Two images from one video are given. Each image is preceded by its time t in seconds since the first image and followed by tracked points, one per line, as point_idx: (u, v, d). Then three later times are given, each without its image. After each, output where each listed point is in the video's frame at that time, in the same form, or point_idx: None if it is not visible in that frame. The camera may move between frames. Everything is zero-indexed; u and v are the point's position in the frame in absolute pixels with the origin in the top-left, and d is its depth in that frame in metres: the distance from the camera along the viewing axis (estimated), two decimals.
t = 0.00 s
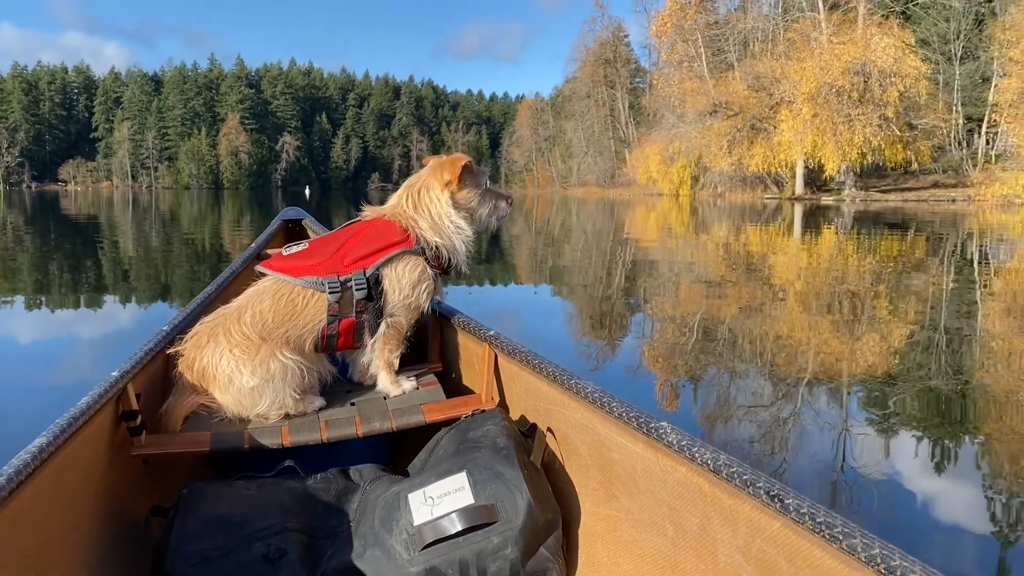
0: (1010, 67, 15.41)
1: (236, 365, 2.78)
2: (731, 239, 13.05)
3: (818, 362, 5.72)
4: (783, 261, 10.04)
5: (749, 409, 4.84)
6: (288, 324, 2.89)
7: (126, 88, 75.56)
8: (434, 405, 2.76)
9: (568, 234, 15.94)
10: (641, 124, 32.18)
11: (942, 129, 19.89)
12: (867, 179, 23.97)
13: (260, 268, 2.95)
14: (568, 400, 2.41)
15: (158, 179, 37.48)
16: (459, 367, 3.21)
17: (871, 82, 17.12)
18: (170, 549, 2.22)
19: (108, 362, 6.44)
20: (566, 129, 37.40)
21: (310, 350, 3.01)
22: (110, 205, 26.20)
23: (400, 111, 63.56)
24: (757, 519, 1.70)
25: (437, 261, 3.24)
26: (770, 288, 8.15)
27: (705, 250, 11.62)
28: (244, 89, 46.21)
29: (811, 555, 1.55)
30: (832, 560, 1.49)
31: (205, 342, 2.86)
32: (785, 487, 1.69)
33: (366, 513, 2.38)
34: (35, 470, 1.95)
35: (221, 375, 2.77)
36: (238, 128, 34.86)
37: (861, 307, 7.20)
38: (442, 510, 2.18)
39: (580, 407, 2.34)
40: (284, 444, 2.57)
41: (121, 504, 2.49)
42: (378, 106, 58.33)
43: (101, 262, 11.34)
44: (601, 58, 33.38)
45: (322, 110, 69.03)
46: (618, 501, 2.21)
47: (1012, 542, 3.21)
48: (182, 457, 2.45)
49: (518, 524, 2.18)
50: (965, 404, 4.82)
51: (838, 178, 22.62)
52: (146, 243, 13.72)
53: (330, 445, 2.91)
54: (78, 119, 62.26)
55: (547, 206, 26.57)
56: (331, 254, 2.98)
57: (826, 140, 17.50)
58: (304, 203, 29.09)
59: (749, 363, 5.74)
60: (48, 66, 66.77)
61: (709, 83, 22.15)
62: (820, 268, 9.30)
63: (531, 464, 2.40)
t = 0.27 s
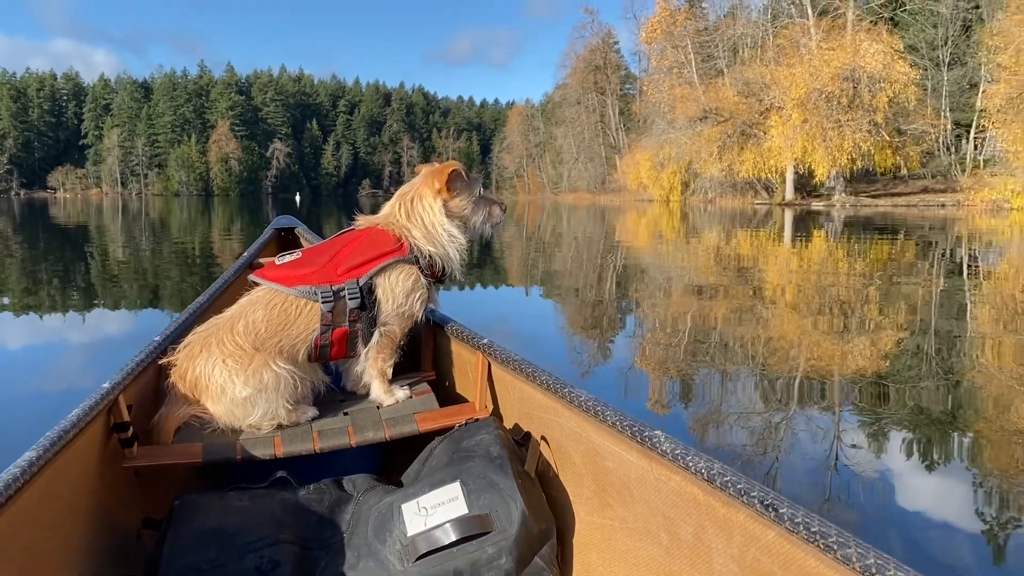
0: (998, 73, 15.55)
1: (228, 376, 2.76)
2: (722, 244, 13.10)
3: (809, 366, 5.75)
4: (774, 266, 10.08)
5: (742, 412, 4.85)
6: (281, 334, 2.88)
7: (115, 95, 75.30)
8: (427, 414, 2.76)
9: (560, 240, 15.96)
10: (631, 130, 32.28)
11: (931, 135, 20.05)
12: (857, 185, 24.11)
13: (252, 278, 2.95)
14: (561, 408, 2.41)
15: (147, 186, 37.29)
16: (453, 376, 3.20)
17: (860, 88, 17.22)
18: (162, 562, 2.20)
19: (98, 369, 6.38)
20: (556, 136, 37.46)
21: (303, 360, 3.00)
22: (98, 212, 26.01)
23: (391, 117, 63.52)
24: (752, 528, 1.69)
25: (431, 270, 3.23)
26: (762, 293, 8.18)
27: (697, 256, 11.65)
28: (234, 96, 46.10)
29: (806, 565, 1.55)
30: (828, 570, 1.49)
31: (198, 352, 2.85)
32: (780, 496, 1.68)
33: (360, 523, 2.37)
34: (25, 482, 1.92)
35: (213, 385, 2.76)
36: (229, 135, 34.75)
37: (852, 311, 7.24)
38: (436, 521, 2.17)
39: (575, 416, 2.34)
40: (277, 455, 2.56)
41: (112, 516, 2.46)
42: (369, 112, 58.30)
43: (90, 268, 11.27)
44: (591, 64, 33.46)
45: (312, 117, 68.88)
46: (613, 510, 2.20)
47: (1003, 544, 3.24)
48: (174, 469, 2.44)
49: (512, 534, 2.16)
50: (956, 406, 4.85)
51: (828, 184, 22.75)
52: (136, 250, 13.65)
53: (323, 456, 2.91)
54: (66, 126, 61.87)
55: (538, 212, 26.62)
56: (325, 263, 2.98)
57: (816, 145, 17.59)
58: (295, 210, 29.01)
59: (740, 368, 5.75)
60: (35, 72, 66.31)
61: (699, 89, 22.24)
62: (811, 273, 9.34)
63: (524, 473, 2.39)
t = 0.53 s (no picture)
0: (984, 78, 15.68)
1: (214, 388, 2.74)
2: (712, 250, 13.14)
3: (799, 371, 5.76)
4: (764, 271, 10.12)
5: (731, 416, 4.85)
6: (267, 345, 2.86)
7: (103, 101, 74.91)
8: (416, 424, 2.75)
9: (549, 246, 15.97)
10: (621, 136, 32.36)
11: (918, 140, 20.20)
12: (845, 190, 24.25)
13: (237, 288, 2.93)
14: (551, 418, 2.40)
15: (135, 192, 37.08)
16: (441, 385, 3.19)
17: (848, 94, 17.33)
18: None
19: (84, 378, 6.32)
20: (545, 141, 37.51)
21: (290, 371, 2.98)
22: (85, 219, 25.82)
23: (381, 123, 63.45)
24: (741, 541, 1.68)
25: (418, 279, 3.23)
26: (751, 299, 8.21)
27: (687, 261, 11.68)
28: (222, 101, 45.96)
29: None
30: None
31: (184, 364, 2.83)
32: (769, 508, 1.66)
33: (348, 535, 2.36)
34: (9, 497, 1.89)
35: (199, 397, 2.74)
36: (217, 141, 34.61)
37: (841, 316, 7.27)
38: (425, 534, 2.16)
39: (564, 426, 2.32)
40: (264, 466, 2.54)
41: (97, 530, 2.43)
42: (358, 118, 58.27)
43: (77, 275, 11.19)
44: (580, 70, 33.54)
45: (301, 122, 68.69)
46: (603, 521, 2.19)
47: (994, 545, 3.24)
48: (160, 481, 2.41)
49: (502, 546, 2.14)
50: (944, 409, 4.87)
51: (816, 189, 22.87)
52: (124, 256, 13.57)
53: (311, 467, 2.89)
54: (53, 132, 61.45)
55: (528, 218, 26.65)
56: (310, 273, 2.97)
57: (804, 151, 17.69)
58: (285, 216, 28.91)
59: (730, 372, 5.76)
60: (22, 78, 65.83)
61: (687, 95, 22.32)
62: (800, 278, 9.38)
63: (514, 484, 2.38)
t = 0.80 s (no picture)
0: (970, 85, 15.82)
1: (200, 398, 2.72)
2: (699, 255, 13.18)
3: (787, 376, 5.78)
4: (751, 277, 10.16)
5: (720, 422, 4.86)
6: (254, 355, 2.85)
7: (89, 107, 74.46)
8: (404, 435, 2.74)
9: (537, 251, 15.98)
10: (609, 142, 32.45)
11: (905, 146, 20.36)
12: (832, 196, 24.40)
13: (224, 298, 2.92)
14: (539, 428, 2.40)
15: (121, 198, 36.83)
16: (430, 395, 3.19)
17: (835, 100, 17.44)
18: None
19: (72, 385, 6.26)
20: (534, 147, 37.56)
21: (277, 381, 2.97)
22: (70, 225, 25.62)
23: (370, 128, 63.34)
24: (728, 552, 1.67)
25: (407, 288, 3.22)
26: (739, 304, 8.24)
27: (675, 266, 11.72)
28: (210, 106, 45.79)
29: None
30: None
31: (170, 374, 2.81)
32: (755, 521, 1.65)
33: (335, 547, 2.34)
34: None
35: (185, 408, 2.73)
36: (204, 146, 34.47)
37: (829, 322, 7.30)
38: (411, 545, 2.14)
39: (553, 436, 2.32)
40: (251, 477, 2.53)
41: (82, 543, 2.40)
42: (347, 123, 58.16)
43: (61, 282, 11.10)
44: (568, 76, 33.61)
45: (289, 128, 68.48)
46: (591, 531, 2.18)
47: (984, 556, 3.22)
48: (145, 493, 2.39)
49: (490, 558, 2.13)
50: (933, 414, 4.90)
51: (804, 195, 23.01)
52: (110, 262, 13.49)
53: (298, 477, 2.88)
54: (38, 138, 60.99)
55: (516, 223, 26.67)
56: (297, 283, 2.96)
57: (792, 157, 17.79)
58: (272, 222, 28.79)
59: (718, 378, 5.77)
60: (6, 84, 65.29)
61: (675, 101, 22.41)
62: (787, 284, 9.43)
63: (502, 494, 2.37)
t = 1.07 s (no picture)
0: (954, 92, 15.97)
1: (185, 409, 2.70)
2: (686, 261, 13.23)
3: (773, 382, 5.80)
4: (737, 283, 10.21)
5: (706, 427, 4.88)
6: (239, 364, 2.84)
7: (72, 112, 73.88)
8: (390, 445, 2.73)
9: (524, 257, 15.99)
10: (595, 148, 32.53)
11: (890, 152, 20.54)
12: (818, 202, 24.56)
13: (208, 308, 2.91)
14: (526, 438, 2.40)
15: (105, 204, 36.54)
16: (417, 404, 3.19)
17: (821, 107, 17.58)
18: None
19: (60, 392, 6.21)
20: (521, 153, 37.61)
21: (262, 391, 2.96)
22: (53, 231, 25.38)
23: (357, 133, 63.22)
24: (713, 564, 1.67)
25: (393, 296, 3.22)
26: (724, 310, 8.28)
27: (662, 272, 11.76)
28: (196, 111, 45.55)
29: None
30: None
31: (154, 385, 2.80)
32: (739, 532, 1.66)
33: (320, 559, 2.32)
34: None
35: (169, 418, 2.71)
36: (190, 151, 34.27)
37: (815, 328, 7.34)
38: (397, 556, 2.13)
39: (539, 446, 2.32)
40: (236, 489, 2.52)
41: (65, 556, 2.37)
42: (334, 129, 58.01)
43: (44, 288, 11.00)
44: (555, 83, 33.69)
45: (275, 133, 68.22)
46: (577, 541, 2.19)
47: (975, 551, 3.32)
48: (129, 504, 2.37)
49: (477, 569, 2.12)
50: (919, 419, 4.94)
51: (790, 202, 23.15)
52: (93, 269, 13.38)
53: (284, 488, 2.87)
54: (20, 144, 60.41)
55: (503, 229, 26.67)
56: (283, 292, 2.95)
57: (778, 163, 17.90)
58: (258, 228, 28.64)
59: (704, 384, 5.79)
60: None
61: (661, 108, 22.51)
62: (773, 290, 9.48)
63: (488, 505, 2.37)
